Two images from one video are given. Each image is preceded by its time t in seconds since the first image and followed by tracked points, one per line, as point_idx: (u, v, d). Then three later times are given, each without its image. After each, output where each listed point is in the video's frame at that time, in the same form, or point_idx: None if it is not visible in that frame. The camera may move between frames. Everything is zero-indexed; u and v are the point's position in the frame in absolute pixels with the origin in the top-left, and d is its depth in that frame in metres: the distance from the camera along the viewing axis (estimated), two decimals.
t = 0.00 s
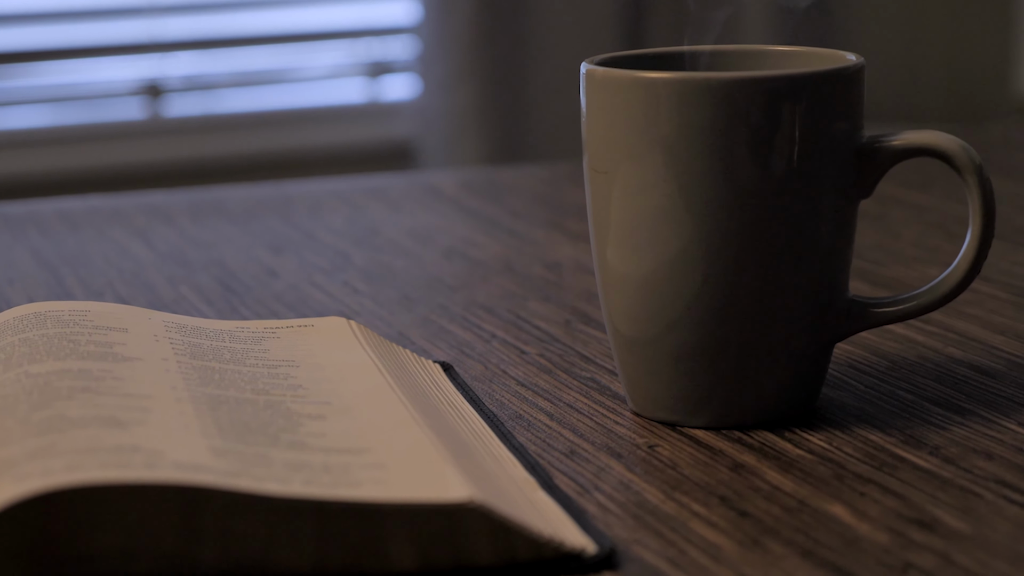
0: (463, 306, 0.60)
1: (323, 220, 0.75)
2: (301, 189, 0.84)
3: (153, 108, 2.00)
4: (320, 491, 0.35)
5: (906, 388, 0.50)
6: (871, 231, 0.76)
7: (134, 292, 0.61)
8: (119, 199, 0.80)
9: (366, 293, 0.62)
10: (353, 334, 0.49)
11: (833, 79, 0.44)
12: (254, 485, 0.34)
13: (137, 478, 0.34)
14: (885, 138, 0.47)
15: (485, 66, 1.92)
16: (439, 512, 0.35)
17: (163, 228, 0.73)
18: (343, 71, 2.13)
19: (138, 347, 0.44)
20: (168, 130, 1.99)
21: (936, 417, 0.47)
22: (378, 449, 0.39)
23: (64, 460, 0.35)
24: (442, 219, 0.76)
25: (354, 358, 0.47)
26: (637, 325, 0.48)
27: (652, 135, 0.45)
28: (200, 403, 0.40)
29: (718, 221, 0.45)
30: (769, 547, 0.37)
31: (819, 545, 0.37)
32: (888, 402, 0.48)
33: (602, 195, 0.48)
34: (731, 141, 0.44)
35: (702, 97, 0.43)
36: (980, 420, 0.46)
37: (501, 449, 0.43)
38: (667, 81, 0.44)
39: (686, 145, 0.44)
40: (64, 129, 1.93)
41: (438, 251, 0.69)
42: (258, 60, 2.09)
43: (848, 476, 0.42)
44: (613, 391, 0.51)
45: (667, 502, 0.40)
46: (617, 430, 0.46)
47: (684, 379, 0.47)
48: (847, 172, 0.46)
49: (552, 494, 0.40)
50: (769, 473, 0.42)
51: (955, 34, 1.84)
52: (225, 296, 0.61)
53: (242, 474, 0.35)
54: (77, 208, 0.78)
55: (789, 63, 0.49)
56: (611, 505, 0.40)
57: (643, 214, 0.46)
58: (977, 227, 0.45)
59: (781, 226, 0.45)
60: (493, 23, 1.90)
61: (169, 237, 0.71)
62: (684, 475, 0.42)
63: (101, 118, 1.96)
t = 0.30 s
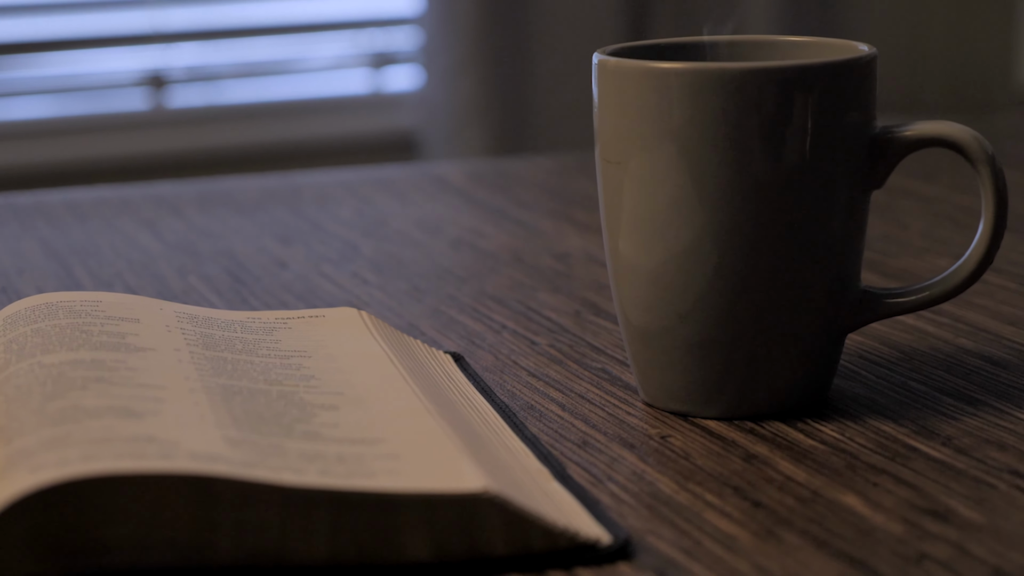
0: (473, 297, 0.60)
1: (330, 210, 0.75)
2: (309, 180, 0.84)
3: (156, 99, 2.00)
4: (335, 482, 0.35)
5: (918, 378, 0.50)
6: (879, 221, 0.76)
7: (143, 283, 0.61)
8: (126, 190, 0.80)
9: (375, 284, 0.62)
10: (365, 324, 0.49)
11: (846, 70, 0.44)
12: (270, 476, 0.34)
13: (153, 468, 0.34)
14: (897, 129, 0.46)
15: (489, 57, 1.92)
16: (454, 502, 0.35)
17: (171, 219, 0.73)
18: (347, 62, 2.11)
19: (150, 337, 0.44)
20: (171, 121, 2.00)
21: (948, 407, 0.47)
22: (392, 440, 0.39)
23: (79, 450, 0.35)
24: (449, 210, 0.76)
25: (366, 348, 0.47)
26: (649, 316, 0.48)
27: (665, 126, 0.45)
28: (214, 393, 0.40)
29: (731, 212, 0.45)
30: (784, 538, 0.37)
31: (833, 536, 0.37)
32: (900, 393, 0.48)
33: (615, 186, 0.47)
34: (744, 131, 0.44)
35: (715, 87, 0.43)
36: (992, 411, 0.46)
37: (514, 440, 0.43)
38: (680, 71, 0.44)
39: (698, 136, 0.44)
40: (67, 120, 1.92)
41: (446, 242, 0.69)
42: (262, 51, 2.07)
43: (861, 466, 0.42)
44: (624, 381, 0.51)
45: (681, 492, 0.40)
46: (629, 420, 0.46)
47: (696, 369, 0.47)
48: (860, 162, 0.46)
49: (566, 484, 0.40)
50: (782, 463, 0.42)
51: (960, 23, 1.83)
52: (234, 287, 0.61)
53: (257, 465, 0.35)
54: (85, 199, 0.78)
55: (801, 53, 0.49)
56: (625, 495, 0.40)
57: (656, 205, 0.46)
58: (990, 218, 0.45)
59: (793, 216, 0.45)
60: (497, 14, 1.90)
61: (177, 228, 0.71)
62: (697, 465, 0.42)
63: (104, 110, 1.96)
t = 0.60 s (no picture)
0: (482, 288, 0.60)
1: (339, 202, 0.75)
2: (316, 171, 0.83)
3: (159, 92, 1.99)
4: (350, 473, 0.35)
5: (930, 370, 0.50)
6: (888, 213, 0.76)
7: (152, 274, 0.61)
8: (134, 182, 0.80)
9: (385, 276, 0.62)
10: (375, 316, 0.49)
11: (859, 61, 0.44)
12: (285, 467, 0.34)
13: (169, 460, 0.34)
14: (910, 120, 0.46)
15: (492, 49, 1.92)
16: (469, 494, 0.35)
17: (180, 211, 0.73)
18: (350, 54, 2.10)
19: (162, 328, 0.44)
20: (174, 113, 2.00)
21: (961, 399, 0.47)
22: (406, 432, 0.39)
23: (94, 441, 0.35)
24: (458, 201, 0.76)
25: (378, 340, 0.47)
26: (662, 307, 0.48)
27: (678, 117, 0.44)
28: (227, 385, 0.40)
29: (743, 204, 0.45)
30: (799, 530, 0.37)
31: (848, 528, 0.37)
32: (912, 385, 0.48)
33: (627, 177, 0.47)
34: (757, 123, 0.44)
35: (727, 79, 0.43)
36: (1005, 402, 0.46)
37: (527, 432, 0.43)
38: (693, 63, 0.43)
39: (711, 127, 0.44)
40: (71, 112, 1.92)
41: (455, 233, 0.69)
42: (265, 43, 2.05)
43: (874, 458, 0.42)
44: (636, 373, 0.51)
45: (695, 484, 0.40)
46: (641, 412, 0.46)
47: (708, 361, 0.47)
48: (873, 154, 0.46)
49: (579, 476, 0.40)
50: (795, 455, 0.42)
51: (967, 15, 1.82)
52: (244, 278, 0.61)
53: (272, 456, 0.35)
54: (93, 191, 0.78)
55: (813, 45, 0.49)
56: (638, 487, 0.40)
57: (669, 197, 0.46)
58: (1003, 209, 0.45)
59: (806, 207, 0.45)
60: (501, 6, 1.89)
61: (186, 219, 0.71)
62: (711, 457, 0.42)
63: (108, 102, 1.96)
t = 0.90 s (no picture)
0: (493, 282, 0.60)
1: (347, 195, 0.75)
2: (323, 165, 0.83)
3: (163, 85, 1.99)
4: (366, 466, 0.35)
5: (943, 363, 0.50)
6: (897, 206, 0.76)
7: (162, 267, 0.61)
8: (143, 175, 0.80)
9: (395, 269, 0.62)
10: (387, 309, 0.49)
11: (872, 53, 0.44)
12: (301, 460, 0.34)
13: (186, 452, 0.34)
14: (924, 113, 0.46)
15: (496, 42, 1.91)
16: (485, 486, 0.35)
17: (188, 204, 0.73)
18: (354, 47, 2.10)
19: (176, 321, 0.44)
20: (178, 107, 1.99)
21: (974, 392, 0.47)
22: (421, 425, 0.39)
23: (110, 434, 0.35)
24: (466, 195, 0.76)
25: (391, 333, 0.47)
26: (674, 301, 0.48)
27: (690, 111, 0.44)
28: (242, 378, 0.40)
29: (756, 196, 0.44)
30: (815, 523, 0.37)
31: (863, 521, 0.37)
32: (924, 378, 0.48)
33: (640, 171, 0.47)
34: (770, 116, 0.43)
35: (740, 72, 0.43)
36: (1018, 396, 0.46)
37: (541, 425, 0.43)
38: (706, 56, 0.43)
39: (725, 120, 0.44)
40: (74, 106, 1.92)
41: (464, 226, 0.69)
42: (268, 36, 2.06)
43: (888, 451, 0.42)
44: (648, 366, 0.51)
45: (709, 477, 0.40)
46: (654, 405, 0.46)
47: (721, 354, 0.47)
48: (887, 147, 0.46)
49: (594, 469, 0.40)
50: (809, 448, 0.42)
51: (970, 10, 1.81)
52: (254, 271, 0.61)
53: (289, 449, 0.35)
54: (102, 184, 0.78)
55: (826, 39, 0.49)
56: (653, 480, 0.40)
57: (682, 190, 0.46)
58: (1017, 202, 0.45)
59: (820, 201, 0.45)
60: None
61: (195, 213, 0.71)
62: (725, 450, 0.42)
63: (111, 95, 1.96)
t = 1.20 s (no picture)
0: (504, 276, 0.60)
1: (356, 190, 0.75)
2: (331, 159, 0.83)
3: (167, 80, 1.98)
4: (383, 460, 0.35)
5: (957, 358, 0.50)
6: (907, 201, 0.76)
7: (173, 262, 0.61)
8: (151, 169, 0.80)
9: (406, 263, 0.62)
10: (400, 303, 0.49)
11: (887, 48, 0.44)
12: (319, 454, 0.34)
13: (204, 446, 0.34)
14: (938, 107, 0.46)
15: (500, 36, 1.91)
16: (503, 480, 0.35)
17: (197, 198, 0.73)
18: (356, 41, 2.10)
19: (190, 315, 0.44)
20: (182, 102, 1.98)
21: (988, 387, 0.46)
22: (437, 419, 0.39)
23: (128, 428, 0.35)
24: (475, 189, 0.76)
25: (404, 328, 0.47)
26: (688, 295, 0.47)
27: (705, 105, 0.44)
28: (257, 372, 0.40)
29: (771, 191, 0.44)
30: (832, 517, 0.37)
31: (880, 515, 0.37)
32: (938, 372, 0.48)
33: (654, 165, 0.47)
34: (784, 110, 0.43)
35: (755, 66, 0.43)
36: None
37: (556, 419, 0.42)
38: (720, 50, 0.43)
39: (739, 115, 0.44)
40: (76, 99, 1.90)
41: (474, 221, 0.69)
42: (271, 31, 2.06)
43: (904, 446, 0.42)
44: (661, 360, 0.50)
45: (726, 472, 0.40)
46: (669, 399, 0.46)
47: (735, 349, 0.47)
48: (901, 142, 0.45)
49: (610, 463, 0.40)
50: (825, 442, 0.42)
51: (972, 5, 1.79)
52: (264, 266, 0.61)
53: (307, 443, 0.35)
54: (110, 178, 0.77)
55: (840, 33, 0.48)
56: (669, 475, 0.40)
57: (696, 184, 0.46)
58: None
59: (834, 195, 0.44)
60: None
61: (204, 207, 0.71)
62: (740, 445, 0.42)
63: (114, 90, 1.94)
